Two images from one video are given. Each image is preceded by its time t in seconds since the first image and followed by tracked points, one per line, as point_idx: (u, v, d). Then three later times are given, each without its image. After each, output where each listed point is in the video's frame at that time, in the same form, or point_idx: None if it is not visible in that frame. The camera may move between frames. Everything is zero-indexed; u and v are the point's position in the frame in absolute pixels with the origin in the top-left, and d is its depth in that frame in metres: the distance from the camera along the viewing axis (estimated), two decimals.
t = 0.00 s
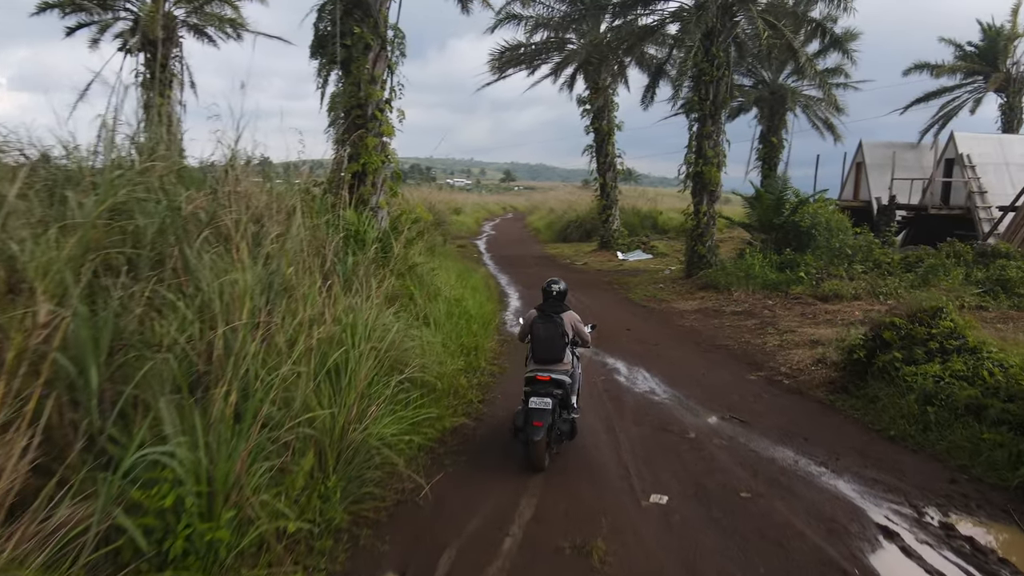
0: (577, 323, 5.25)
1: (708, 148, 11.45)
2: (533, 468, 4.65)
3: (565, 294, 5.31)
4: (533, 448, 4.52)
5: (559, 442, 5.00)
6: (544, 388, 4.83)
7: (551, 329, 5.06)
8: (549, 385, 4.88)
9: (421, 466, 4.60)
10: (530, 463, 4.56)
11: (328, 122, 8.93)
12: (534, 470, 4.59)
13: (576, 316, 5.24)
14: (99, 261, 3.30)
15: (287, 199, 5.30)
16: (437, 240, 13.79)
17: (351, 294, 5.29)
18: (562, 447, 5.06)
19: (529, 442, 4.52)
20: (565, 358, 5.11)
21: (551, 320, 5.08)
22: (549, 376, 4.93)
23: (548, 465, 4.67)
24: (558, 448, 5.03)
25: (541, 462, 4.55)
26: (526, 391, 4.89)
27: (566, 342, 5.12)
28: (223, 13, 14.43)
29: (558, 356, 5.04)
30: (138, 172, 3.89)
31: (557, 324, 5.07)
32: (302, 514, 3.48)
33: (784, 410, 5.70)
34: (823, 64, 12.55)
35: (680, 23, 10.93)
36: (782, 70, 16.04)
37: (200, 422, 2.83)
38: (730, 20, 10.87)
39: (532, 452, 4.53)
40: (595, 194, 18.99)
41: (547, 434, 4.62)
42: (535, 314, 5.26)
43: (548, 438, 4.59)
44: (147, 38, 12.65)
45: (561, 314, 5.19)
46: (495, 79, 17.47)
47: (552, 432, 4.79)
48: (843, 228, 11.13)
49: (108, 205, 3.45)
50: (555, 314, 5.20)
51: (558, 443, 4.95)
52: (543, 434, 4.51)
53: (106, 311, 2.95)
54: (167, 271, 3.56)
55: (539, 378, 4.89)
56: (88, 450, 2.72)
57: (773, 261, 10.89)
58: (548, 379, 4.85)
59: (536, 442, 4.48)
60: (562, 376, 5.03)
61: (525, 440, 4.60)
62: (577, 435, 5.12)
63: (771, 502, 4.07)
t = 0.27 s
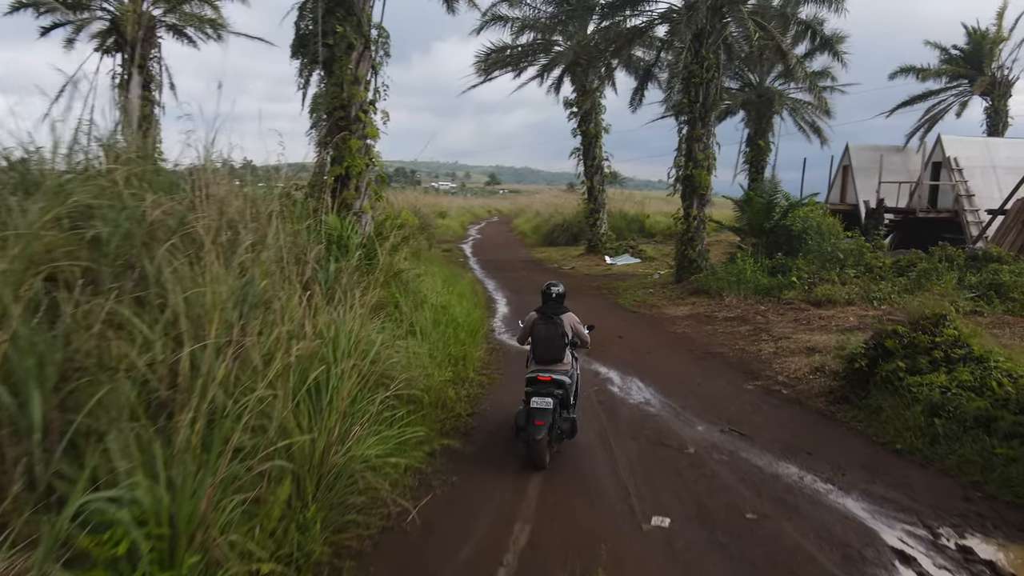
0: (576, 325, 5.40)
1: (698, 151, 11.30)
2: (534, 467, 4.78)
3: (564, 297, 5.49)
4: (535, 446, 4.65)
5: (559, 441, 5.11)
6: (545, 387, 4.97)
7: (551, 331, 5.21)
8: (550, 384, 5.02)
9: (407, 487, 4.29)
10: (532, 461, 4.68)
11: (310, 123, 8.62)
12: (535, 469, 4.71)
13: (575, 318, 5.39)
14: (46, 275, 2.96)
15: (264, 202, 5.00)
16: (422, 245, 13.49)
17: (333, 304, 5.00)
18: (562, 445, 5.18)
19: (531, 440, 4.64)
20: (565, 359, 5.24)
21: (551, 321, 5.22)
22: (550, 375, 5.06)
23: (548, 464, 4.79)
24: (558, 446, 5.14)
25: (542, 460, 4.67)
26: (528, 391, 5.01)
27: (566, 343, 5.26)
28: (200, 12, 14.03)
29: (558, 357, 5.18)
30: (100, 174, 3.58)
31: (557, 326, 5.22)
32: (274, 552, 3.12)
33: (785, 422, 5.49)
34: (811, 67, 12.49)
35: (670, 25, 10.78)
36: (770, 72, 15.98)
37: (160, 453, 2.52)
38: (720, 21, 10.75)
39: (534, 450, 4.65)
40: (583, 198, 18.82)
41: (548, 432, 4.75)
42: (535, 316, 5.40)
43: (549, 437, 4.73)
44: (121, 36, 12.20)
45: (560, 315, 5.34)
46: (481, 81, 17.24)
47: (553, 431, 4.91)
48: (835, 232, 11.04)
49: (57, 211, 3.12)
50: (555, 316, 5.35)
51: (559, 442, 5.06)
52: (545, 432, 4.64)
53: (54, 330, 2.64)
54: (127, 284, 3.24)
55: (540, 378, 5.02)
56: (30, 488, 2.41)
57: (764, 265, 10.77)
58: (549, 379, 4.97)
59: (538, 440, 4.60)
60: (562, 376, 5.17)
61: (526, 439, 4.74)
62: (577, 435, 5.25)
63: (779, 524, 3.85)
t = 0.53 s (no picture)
0: (575, 326, 5.51)
1: (689, 153, 11.11)
2: (534, 465, 4.87)
3: (563, 298, 5.61)
4: (536, 445, 4.74)
5: (558, 440, 5.20)
6: (546, 387, 5.07)
7: (551, 332, 5.32)
8: (550, 384, 5.12)
9: (392, 509, 3.96)
10: (534, 460, 4.77)
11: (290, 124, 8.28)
12: (535, 467, 4.80)
13: (575, 319, 5.50)
14: None
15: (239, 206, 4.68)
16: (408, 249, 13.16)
17: (313, 315, 4.71)
18: (562, 445, 5.27)
19: (532, 439, 4.74)
20: (565, 359, 5.35)
21: (551, 323, 5.33)
22: (550, 375, 5.17)
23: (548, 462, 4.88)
24: (558, 446, 5.23)
25: (543, 459, 4.76)
26: (528, 391, 5.11)
27: (565, 344, 5.37)
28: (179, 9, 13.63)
29: (557, 357, 5.29)
30: (51, 176, 3.26)
31: (557, 327, 5.33)
32: None
33: (789, 435, 5.25)
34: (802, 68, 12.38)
35: (660, 24, 10.61)
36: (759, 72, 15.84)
37: (106, 495, 2.21)
38: (712, 21, 10.59)
39: (535, 449, 4.74)
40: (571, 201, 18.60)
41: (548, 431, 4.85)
42: (535, 318, 5.50)
43: (549, 436, 4.82)
44: (94, 32, 11.75)
45: (560, 317, 5.45)
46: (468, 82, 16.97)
47: (553, 430, 5.00)
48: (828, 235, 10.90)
49: None
50: (555, 317, 5.46)
51: (558, 441, 5.16)
52: (546, 431, 4.74)
53: None
54: (78, 299, 2.92)
55: (541, 378, 5.12)
56: None
57: (757, 269, 10.61)
58: (549, 379, 5.08)
59: (538, 439, 4.70)
60: (562, 376, 5.28)
61: (527, 438, 4.83)
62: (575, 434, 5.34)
63: (791, 550, 3.61)
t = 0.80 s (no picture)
0: (575, 326, 5.48)
1: (682, 154, 10.88)
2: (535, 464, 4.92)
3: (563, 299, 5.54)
4: (536, 445, 4.79)
5: (559, 438, 5.23)
6: (546, 388, 5.07)
7: (551, 332, 5.29)
8: (550, 385, 5.13)
9: (374, 540, 3.65)
10: (534, 459, 4.83)
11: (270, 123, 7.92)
12: (536, 466, 4.85)
13: (575, 320, 5.46)
14: None
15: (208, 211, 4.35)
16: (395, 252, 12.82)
17: (290, 328, 4.39)
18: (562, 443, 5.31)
19: (531, 439, 4.78)
20: (565, 359, 5.33)
21: (550, 323, 5.31)
22: (549, 376, 5.17)
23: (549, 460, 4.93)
24: (558, 443, 5.27)
25: (543, 458, 4.81)
26: (528, 391, 5.12)
27: (565, 345, 5.35)
28: (157, 6, 13.19)
29: (557, 358, 5.28)
30: None
31: (557, 327, 5.30)
32: None
33: (796, 450, 4.99)
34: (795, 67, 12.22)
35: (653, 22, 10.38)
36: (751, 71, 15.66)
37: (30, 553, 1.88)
38: (705, 19, 10.37)
39: (535, 449, 4.79)
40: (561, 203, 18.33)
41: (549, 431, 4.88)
42: (535, 318, 5.47)
43: (549, 435, 4.86)
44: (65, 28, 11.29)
45: (560, 318, 5.41)
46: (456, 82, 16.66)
47: (553, 429, 5.03)
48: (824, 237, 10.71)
49: None
50: (555, 317, 5.43)
51: (559, 439, 5.20)
52: (545, 431, 4.77)
53: None
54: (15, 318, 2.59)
55: (541, 379, 5.12)
56: None
57: (752, 273, 10.40)
58: (549, 379, 5.07)
59: (538, 438, 4.74)
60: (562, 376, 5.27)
61: (527, 438, 4.88)
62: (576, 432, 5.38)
63: None
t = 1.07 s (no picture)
0: (574, 326, 5.49)
1: (677, 153, 10.61)
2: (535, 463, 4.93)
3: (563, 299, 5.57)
4: (536, 443, 4.80)
5: (558, 438, 5.24)
6: (545, 387, 5.08)
7: (550, 332, 5.30)
8: (549, 384, 5.13)
9: None
10: (534, 458, 4.84)
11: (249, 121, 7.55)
12: (535, 466, 4.85)
13: (574, 320, 5.47)
14: None
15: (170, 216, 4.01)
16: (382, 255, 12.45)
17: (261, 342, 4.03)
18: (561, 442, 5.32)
19: (531, 438, 4.79)
20: (564, 360, 5.34)
21: (550, 323, 5.32)
22: (548, 375, 5.17)
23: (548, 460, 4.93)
24: (557, 443, 5.28)
25: (543, 457, 4.82)
26: (528, 390, 5.13)
27: (565, 345, 5.35)
28: None
29: (556, 358, 5.28)
30: None
31: (556, 327, 5.31)
32: None
33: (806, 467, 4.69)
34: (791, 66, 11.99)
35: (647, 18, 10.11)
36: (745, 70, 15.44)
37: None
38: (700, 15, 10.12)
39: (534, 448, 4.80)
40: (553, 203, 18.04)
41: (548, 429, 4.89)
42: (534, 319, 5.47)
43: (548, 434, 4.87)
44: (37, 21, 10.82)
45: (559, 318, 5.41)
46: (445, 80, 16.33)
47: (552, 428, 5.04)
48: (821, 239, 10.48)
49: None
50: (554, 318, 5.43)
51: (558, 438, 5.21)
52: (545, 430, 4.78)
53: None
54: None
55: (540, 379, 5.13)
56: None
57: (749, 275, 10.15)
58: (548, 379, 5.08)
59: (538, 437, 4.74)
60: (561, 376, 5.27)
61: (526, 437, 4.89)
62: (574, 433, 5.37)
63: None
